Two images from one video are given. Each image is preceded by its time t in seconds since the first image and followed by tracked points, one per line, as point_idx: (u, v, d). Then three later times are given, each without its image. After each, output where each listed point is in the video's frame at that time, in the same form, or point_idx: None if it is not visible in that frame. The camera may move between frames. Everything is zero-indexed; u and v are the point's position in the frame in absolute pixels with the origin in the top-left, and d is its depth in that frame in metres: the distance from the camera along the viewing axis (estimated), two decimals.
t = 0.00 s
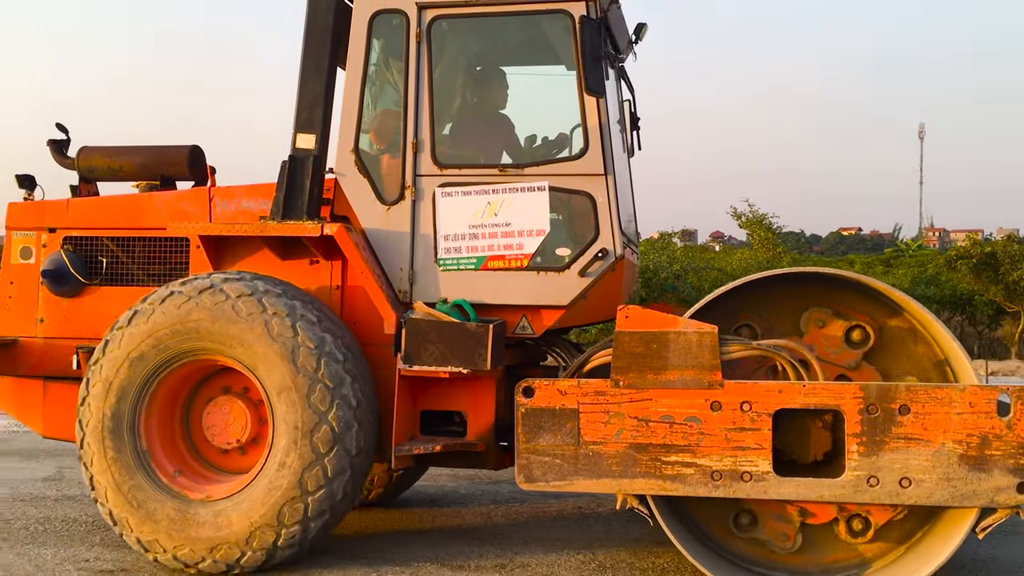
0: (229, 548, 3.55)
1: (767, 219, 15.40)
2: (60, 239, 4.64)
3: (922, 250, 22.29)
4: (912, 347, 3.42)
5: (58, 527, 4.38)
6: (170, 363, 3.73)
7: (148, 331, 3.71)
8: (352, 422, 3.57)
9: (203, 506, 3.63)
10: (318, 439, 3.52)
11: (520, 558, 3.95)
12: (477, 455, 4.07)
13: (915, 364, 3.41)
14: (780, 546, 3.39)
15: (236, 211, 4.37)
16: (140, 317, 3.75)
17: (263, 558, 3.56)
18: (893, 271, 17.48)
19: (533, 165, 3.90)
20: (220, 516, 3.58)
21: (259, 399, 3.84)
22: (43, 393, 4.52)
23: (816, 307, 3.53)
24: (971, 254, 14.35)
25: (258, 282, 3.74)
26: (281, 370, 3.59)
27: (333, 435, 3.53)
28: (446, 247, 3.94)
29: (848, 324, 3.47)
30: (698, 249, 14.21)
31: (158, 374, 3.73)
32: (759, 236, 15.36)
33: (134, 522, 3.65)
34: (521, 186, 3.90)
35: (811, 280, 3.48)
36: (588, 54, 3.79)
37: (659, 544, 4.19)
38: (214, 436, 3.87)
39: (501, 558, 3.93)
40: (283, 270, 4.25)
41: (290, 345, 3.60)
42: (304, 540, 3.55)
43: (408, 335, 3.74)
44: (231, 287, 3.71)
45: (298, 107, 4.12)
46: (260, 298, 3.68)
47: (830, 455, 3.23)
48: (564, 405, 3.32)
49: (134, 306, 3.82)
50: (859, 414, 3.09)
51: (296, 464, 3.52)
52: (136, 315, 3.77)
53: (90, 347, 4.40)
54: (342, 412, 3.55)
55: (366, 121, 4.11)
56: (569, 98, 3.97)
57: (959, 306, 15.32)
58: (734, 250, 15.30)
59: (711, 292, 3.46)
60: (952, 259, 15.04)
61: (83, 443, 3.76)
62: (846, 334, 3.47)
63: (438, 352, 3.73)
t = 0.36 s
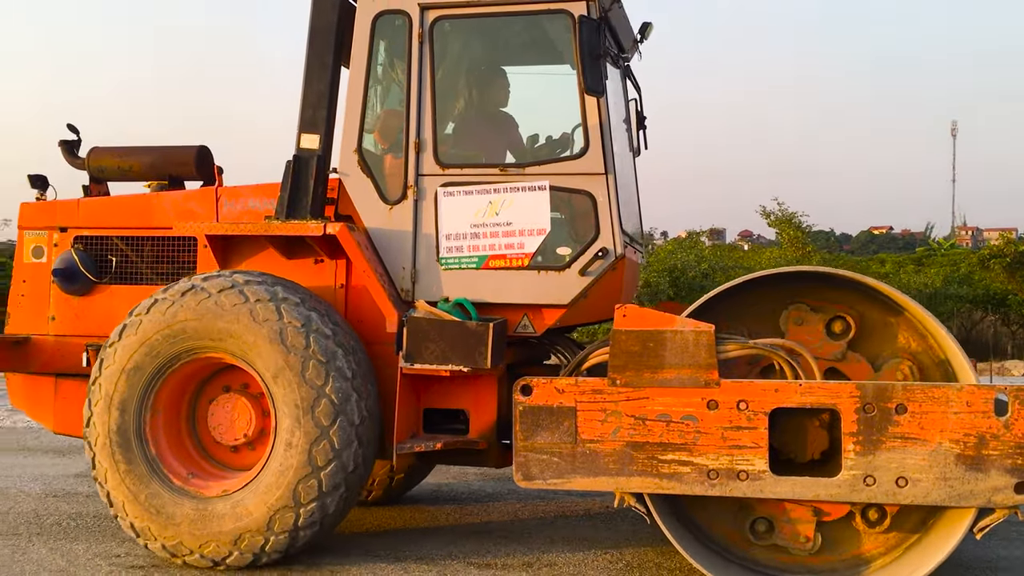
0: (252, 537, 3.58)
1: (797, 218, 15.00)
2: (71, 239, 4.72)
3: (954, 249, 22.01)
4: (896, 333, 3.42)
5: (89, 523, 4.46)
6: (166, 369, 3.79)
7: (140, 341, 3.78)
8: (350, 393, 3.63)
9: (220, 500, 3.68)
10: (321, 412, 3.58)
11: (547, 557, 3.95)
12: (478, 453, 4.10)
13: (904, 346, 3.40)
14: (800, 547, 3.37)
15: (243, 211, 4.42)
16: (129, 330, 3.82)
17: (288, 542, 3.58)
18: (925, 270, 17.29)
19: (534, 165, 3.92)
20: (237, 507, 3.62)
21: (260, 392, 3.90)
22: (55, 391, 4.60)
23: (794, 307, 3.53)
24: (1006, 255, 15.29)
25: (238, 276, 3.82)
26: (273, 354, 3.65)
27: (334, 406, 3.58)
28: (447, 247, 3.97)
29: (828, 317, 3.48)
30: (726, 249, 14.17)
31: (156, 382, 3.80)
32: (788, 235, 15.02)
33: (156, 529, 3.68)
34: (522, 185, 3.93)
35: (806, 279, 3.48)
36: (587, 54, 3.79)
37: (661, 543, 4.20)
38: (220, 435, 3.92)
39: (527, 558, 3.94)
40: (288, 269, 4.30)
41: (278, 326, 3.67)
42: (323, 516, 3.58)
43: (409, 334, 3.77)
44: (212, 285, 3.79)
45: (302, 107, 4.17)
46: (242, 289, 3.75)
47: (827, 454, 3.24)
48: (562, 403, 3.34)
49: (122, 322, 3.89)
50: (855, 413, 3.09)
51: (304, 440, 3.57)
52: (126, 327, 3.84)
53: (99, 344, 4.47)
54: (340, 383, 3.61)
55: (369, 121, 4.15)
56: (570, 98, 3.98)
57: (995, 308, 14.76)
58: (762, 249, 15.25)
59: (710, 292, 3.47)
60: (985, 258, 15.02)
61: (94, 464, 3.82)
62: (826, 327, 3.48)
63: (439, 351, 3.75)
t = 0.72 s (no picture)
0: (270, 522, 3.62)
1: (822, 219, 14.82)
2: (81, 239, 4.80)
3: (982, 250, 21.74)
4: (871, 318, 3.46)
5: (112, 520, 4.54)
6: (164, 377, 3.86)
7: (133, 354, 3.86)
8: (344, 366, 3.69)
9: (233, 494, 3.72)
10: (319, 389, 3.64)
11: (571, 559, 3.95)
12: (478, 452, 4.14)
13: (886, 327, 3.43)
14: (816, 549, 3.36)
15: (248, 212, 4.48)
16: (121, 345, 3.91)
17: (308, 523, 3.62)
18: (955, 271, 17.06)
19: (533, 167, 3.95)
20: (251, 497, 3.66)
21: (258, 387, 3.96)
22: (65, 388, 4.68)
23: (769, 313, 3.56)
24: None
25: (218, 274, 3.91)
26: (262, 341, 3.72)
27: (331, 381, 3.65)
28: (447, 248, 4.00)
29: (804, 316, 3.51)
30: (754, 251, 14.03)
31: (156, 391, 3.87)
32: (815, 236, 14.83)
33: (176, 534, 3.71)
34: (521, 187, 3.96)
35: (800, 280, 3.48)
36: (585, 57, 3.83)
37: (662, 544, 4.22)
38: (225, 435, 3.97)
39: (552, 558, 3.94)
40: (292, 270, 4.34)
41: (263, 314, 3.74)
42: (335, 492, 3.63)
43: (409, 335, 3.81)
44: (194, 287, 3.88)
45: (305, 110, 4.23)
46: (223, 285, 3.84)
47: (821, 455, 3.24)
48: (557, 404, 3.36)
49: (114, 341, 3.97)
50: (849, 415, 3.09)
51: (305, 419, 3.63)
52: (118, 344, 3.92)
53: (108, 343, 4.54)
54: (331, 358, 3.68)
55: (371, 123, 4.19)
56: (569, 100, 4.00)
57: None
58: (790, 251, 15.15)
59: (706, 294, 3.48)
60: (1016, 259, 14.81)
61: (108, 484, 3.87)
62: (804, 326, 3.50)
63: (438, 352, 3.79)
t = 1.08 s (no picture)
0: (284, 505, 3.66)
1: (850, 221, 14.71)
2: (89, 239, 4.88)
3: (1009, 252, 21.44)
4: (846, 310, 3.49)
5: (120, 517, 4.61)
6: (160, 386, 3.93)
7: (127, 368, 3.93)
8: (331, 344, 3.76)
9: (243, 487, 3.76)
10: (310, 368, 3.71)
11: (594, 561, 3.93)
12: (477, 452, 4.17)
13: (862, 312, 3.45)
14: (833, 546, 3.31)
15: (252, 213, 4.53)
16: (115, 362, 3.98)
17: (322, 501, 3.66)
18: (983, 273, 16.83)
19: (531, 169, 3.98)
20: (262, 484, 3.70)
21: (256, 383, 4.01)
22: (73, 387, 4.76)
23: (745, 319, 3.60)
24: None
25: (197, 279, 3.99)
26: (248, 332, 3.79)
27: (320, 360, 3.71)
28: (446, 249, 4.04)
29: (778, 318, 3.56)
30: (779, 253, 13.93)
31: (156, 400, 3.93)
32: (841, 238, 14.77)
33: (195, 536, 3.74)
34: (519, 189, 3.98)
35: (793, 283, 3.48)
36: (582, 60, 3.83)
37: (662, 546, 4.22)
38: (230, 435, 4.02)
39: (575, 560, 3.93)
40: (295, 271, 4.39)
41: (246, 306, 3.82)
42: (344, 467, 3.68)
43: (408, 336, 3.85)
44: (175, 294, 3.96)
45: (307, 112, 4.28)
46: (203, 286, 3.93)
47: (814, 458, 3.25)
48: (551, 405, 3.39)
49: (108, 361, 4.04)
50: (841, 418, 3.10)
51: (300, 399, 3.69)
52: (112, 362, 3.99)
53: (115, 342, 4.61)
54: (317, 336, 3.76)
55: (371, 125, 4.23)
56: (567, 102, 4.02)
57: None
58: (813, 253, 15.03)
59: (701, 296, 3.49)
60: None
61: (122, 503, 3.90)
62: (779, 329, 3.55)
63: (436, 353, 3.82)
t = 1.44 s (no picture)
0: (293, 485, 3.69)
1: (875, 221, 14.64)
2: (94, 239, 4.95)
3: None
4: (817, 306, 3.53)
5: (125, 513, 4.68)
6: (158, 394, 3.99)
7: (123, 382, 4.00)
8: (314, 323, 3.84)
9: (250, 477, 3.80)
10: (297, 347, 3.78)
11: (615, 563, 3.91)
12: (474, 451, 4.20)
13: (830, 300, 3.50)
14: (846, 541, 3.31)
15: (254, 213, 4.58)
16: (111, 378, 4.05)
17: (330, 477, 3.70)
18: (1011, 275, 16.60)
19: (527, 170, 4.01)
20: (268, 470, 3.74)
21: (252, 378, 4.07)
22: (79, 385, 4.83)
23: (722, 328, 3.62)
24: None
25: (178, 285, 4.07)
26: (232, 325, 3.87)
27: (306, 339, 3.79)
28: (443, 249, 4.08)
29: (752, 322, 3.60)
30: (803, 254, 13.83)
31: (155, 408, 3.99)
32: (864, 239, 14.71)
33: (212, 533, 3.77)
34: (515, 189, 4.01)
35: (784, 284, 3.50)
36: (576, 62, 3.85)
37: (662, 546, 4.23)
38: (233, 434, 4.07)
39: (595, 562, 3.92)
40: (296, 270, 4.44)
41: (227, 300, 3.90)
42: (346, 440, 3.73)
43: (405, 335, 3.89)
44: (157, 302, 4.04)
45: (307, 114, 4.33)
46: (183, 290, 4.01)
47: (805, 458, 3.27)
48: (544, 403, 3.42)
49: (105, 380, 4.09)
50: (831, 418, 3.11)
51: (291, 379, 3.76)
52: (107, 381, 4.06)
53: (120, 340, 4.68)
54: (298, 316, 3.84)
55: (370, 126, 4.28)
56: (563, 103, 4.05)
57: None
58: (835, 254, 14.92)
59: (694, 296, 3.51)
60: None
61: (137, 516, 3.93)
62: (755, 333, 3.58)
63: (433, 352, 3.86)
